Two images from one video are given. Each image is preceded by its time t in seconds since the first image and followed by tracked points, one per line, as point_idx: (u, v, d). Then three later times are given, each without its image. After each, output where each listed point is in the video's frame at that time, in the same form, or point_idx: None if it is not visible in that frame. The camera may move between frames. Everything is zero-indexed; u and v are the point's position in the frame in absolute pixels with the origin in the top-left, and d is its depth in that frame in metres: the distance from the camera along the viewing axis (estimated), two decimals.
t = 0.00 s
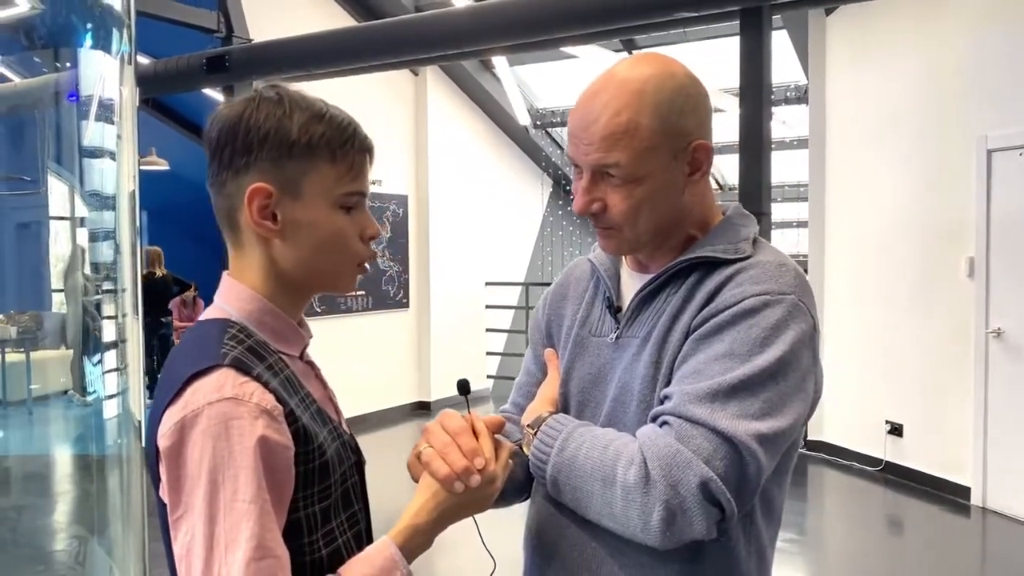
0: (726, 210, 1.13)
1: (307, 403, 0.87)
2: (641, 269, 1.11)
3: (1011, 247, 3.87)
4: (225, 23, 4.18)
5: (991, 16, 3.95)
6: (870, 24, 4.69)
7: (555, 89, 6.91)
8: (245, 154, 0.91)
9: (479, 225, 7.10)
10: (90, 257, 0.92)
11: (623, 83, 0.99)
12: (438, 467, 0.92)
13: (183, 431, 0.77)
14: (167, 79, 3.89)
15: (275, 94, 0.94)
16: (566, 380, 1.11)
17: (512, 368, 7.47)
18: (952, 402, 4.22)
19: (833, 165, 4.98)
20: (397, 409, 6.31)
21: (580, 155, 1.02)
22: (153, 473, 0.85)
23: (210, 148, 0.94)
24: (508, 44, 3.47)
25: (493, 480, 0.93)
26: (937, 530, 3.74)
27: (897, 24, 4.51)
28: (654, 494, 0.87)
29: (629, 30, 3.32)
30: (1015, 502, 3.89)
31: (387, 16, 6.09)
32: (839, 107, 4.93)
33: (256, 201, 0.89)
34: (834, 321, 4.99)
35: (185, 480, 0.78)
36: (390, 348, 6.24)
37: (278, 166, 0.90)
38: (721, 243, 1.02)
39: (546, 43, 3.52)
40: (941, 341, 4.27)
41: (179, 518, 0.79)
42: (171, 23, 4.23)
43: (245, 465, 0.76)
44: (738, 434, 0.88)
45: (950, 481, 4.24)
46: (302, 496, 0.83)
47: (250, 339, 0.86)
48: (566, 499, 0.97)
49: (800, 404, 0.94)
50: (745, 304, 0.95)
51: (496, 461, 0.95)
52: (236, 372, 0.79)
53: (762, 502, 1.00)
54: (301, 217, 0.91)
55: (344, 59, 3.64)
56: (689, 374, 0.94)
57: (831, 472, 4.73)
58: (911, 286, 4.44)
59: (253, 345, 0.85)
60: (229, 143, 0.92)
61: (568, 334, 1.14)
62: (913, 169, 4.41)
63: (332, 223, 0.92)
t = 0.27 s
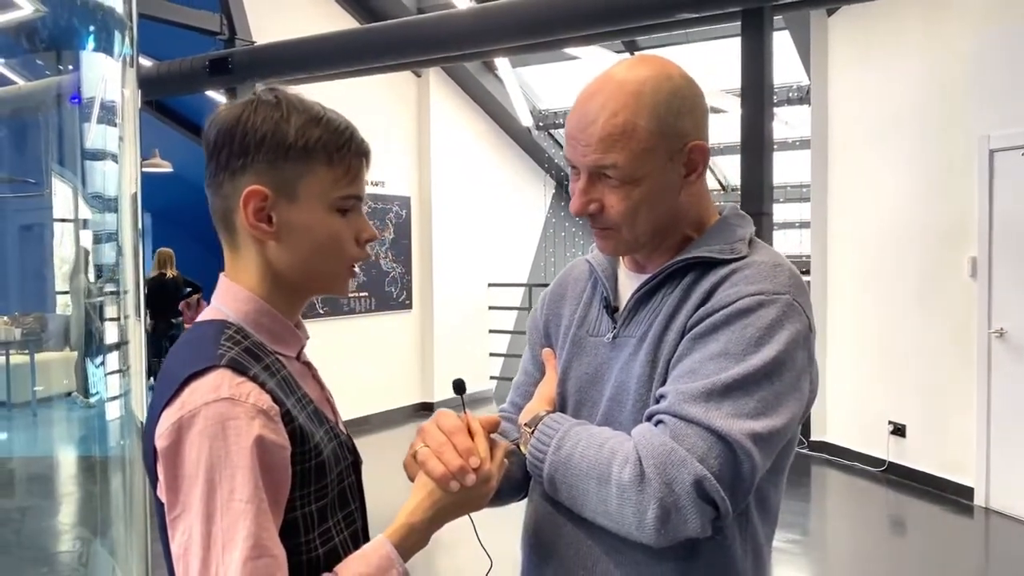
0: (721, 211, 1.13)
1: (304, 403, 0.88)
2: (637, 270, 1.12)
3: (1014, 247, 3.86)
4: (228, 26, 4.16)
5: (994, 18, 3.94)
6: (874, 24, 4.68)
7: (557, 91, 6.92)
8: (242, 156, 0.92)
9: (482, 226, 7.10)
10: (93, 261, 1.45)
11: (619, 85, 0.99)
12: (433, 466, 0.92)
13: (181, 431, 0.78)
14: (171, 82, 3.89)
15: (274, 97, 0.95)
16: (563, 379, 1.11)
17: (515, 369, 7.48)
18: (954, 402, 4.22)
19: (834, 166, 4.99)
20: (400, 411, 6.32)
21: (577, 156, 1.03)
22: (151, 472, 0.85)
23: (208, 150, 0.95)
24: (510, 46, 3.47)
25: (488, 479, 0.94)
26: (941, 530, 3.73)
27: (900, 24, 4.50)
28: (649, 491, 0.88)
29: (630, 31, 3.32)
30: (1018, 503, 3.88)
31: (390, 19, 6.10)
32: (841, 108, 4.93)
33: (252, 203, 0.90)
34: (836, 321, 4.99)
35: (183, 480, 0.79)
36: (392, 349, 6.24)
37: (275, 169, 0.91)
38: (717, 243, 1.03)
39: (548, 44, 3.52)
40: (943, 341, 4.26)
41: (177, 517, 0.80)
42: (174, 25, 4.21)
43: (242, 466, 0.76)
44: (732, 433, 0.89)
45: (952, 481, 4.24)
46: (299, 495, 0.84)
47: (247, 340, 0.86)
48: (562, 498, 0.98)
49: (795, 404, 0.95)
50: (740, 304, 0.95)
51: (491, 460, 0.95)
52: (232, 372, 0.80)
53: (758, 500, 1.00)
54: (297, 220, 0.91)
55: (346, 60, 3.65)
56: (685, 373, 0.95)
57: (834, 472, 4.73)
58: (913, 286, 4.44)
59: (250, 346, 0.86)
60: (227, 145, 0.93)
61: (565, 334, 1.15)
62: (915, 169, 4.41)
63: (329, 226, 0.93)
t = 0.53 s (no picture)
0: (717, 213, 1.13)
1: (301, 404, 0.88)
2: (633, 270, 1.13)
3: (1016, 248, 3.86)
4: (231, 28, 4.18)
5: (996, 19, 3.93)
6: (876, 25, 4.68)
7: (559, 92, 6.92)
8: (239, 159, 0.92)
9: (484, 228, 7.11)
10: (97, 261, 1.85)
11: (615, 87, 1.00)
12: (429, 466, 0.93)
13: (179, 432, 0.79)
14: (175, 84, 3.90)
15: (271, 100, 0.96)
16: (560, 379, 1.12)
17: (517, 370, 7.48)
18: (955, 403, 4.22)
19: (836, 167, 4.99)
20: (403, 412, 6.33)
21: (574, 158, 1.03)
22: (149, 472, 0.86)
23: (206, 153, 0.96)
24: (511, 48, 3.47)
25: (484, 479, 0.94)
26: (943, 531, 3.73)
27: (902, 25, 4.50)
28: (642, 489, 0.89)
29: (631, 33, 3.32)
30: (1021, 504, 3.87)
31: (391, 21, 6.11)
32: (843, 109, 4.93)
33: (249, 206, 0.91)
34: (837, 322, 5.00)
35: (181, 479, 0.80)
36: (395, 350, 6.25)
37: (272, 172, 0.91)
38: (711, 244, 1.04)
39: (549, 46, 3.53)
40: (945, 342, 4.26)
41: (175, 517, 0.81)
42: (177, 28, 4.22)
43: (239, 466, 0.77)
44: (725, 430, 0.89)
45: (954, 482, 4.24)
46: (296, 495, 0.85)
47: (244, 341, 0.87)
48: (558, 496, 0.99)
49: (788, 402, 0.96)
50: (734, 304, 0.96)
51: (487, 460, 0.96)
52: (230, 374, 0.80)
53: (753, 498, 1.01)
54: (294, 222, 0.92)
55: (347, 62, 3.66)
56: (679, 372, 0.96)
57: (836, 473, 4.73)
58: (915, 287, 4.44)
59: (247, 347, 0.86)
60: (225, 148, 0.93)
61: (562, 335, 1.16)
62: (917, 170, 4.41)
63: (325, 229, 0.93)
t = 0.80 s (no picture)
0: (715, 214, 1.14)
1: (299, 404, 0.89)
2: (630, 270, 1.13)
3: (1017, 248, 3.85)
4: (233, 31, 4.19)
5: (997, 19, 3.93)
6: (877, 26, 4.68)
7: (561, 94, 6.93)
8: (238, 162, 0.93)
9: (486, 229, 7.12)
10: (100, 263, 1.86)
11: (613, 90, 1.00)
12: (426, 466, 0.93)
13: (177, 432, 0.79)
14: (178, 87, 3.91)
15: (270, 103, 0.96)
16: (558, 379, 1.13)
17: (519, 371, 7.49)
18: (958, 405, 4.21)
19: (837, 168, 4.99)
20: (405, 413, 6.33)
21: (571, 160, 1.04)
22: (148, 472, 0.87)
23: (205, 155, 0.96)
24: (512, 49, 3.48)
25: (480, 478, 0.95)
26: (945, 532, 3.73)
27: (904, 26, 4.50)
28: (637, 487, 0.89)
29: (632, 34, 3.33)
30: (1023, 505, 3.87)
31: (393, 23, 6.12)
32: (844, 109, 4.93)
33: (247, 209, 0.91)
34: (839, 323, 5.00)
35: (179, 479, 0.80)
36: (397, 351, 6.26)
37: (271, 175, 0.92)
38: (708, 245, 1.04)
39: (550, 48, 3.53)
40: (948, 343, 4.25)
41: (174, 517, 0.81)
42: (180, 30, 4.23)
43: (237, 465, 0.78)
44: (719, 428, 0.90)
45: (957, 483, 4.23)
46: (294, 495, 0.85)
47: (243, 342, 0.88)
48: (554, 495, 0.99)
49: (782, 401, 0.96)
50: (729, 303, 0.96)
51: (484, 460, 0.97)
52: (228, 374, 0.81)
53: (749, 496, 1.01)
54: (293, 224, 0.93)
55: (348, 65, 3.67)
56: (674, 371, 0.96)
57: (838, 474, 4.73)
58: (916, 288, 4.44)
59: (245, 348, 0.87)
60: (224, 150, 0.94)
61: (559, 335, 1.16)
62: (919, 171, 4.41)
63: (323, 231, 0.94)
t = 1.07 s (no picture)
0: (713, 215, 1.14)
1: (299, 405, 0.89)
2: (629, 271, 1.13)
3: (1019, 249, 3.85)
4: (234, 33, 4.18)
5: (997, 20, 3.93)
6: (878, 27, 4.68)
7: (563, 95, 6.93)
8: (238, 164, 0.93)
9: (487, 231, 7.13)
10: (101, 266, 1.86)
11: (612, 92, 1.00)
12: (425, 467, 0.94)
13: (178, 433, 0.79)
14: (180, 88, 3.91)
15: (269, 106, 0.97)
16: (557, 379, 1.13)
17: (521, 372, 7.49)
18: (959, 406, 4.21)
19: (838, 169, 4.99)
20: (407, 415, 6.34)
21: (571, 162, 1.04)
22: (148, 473, 0.87)
23: (205, 156, 0.97)
24: (513, 51, 3.49)
25: (479, 478, 0.95)
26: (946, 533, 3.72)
27: (904, 27, 4.50)
28: (635, 487, 0.90)
29: (633, 36, 3.33)
30: None
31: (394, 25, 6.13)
32: (845, 110, 4.93)
33: (247, 210, 0.92)
34: (840, 324, 5.00)
35: (180, 480, 0.80)
36: (399, 353, 6.26)
37: (270, 176, 0.92)
38: (706, 246, 1.05)
39: (551, 49, 3.54)
40: (949, 344, 4.25)
41: (174, 518, 0.82)
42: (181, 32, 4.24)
43: (236, 466, 0.78)
44: (717, 429, 0.90)
45: (958, 484, 4.23)
46: (293, 496, 0.85)
47: (242, 343, 0.88)
48: (553, 495, 1.00)
49: (781, 401, 0.96)
50: (727, 304, 0.97)
51: (482, 461, 0.97)
52: (227, 375, 0.81)
53: (747, 496, 1.02)
54: (293, 226, 0.93)
55: (350, 67, 3.67)
56: (672, 371, 0.96)
57: (839, 475, 4.73)
58: (917, 289, 4.44)
59: (245, 349, 0.87)
60: (224, 152, 0.94)
61: (559, 336, 1.17)
62: (919, 171, 4.41)
63: (322, 232, 0.94)
